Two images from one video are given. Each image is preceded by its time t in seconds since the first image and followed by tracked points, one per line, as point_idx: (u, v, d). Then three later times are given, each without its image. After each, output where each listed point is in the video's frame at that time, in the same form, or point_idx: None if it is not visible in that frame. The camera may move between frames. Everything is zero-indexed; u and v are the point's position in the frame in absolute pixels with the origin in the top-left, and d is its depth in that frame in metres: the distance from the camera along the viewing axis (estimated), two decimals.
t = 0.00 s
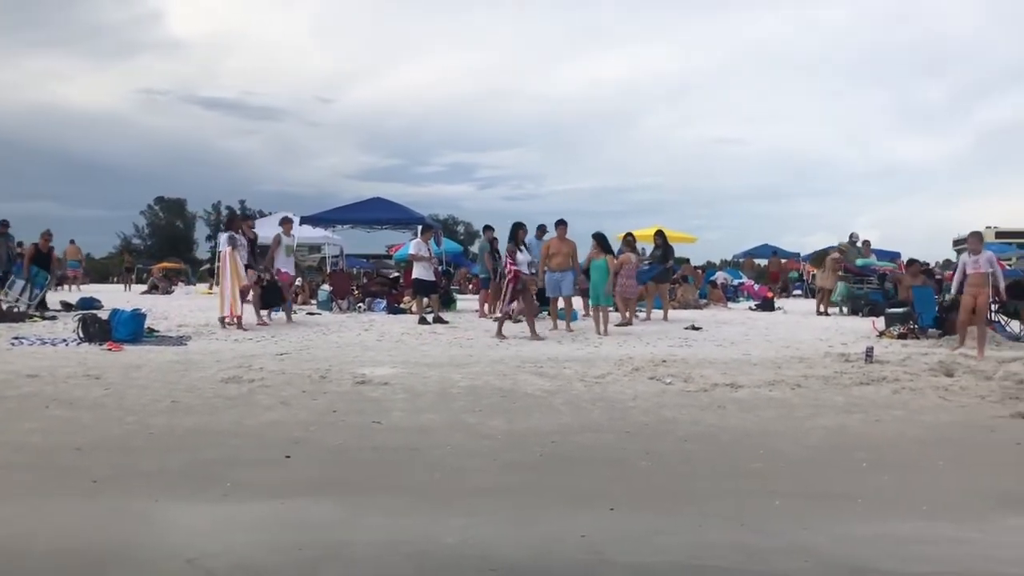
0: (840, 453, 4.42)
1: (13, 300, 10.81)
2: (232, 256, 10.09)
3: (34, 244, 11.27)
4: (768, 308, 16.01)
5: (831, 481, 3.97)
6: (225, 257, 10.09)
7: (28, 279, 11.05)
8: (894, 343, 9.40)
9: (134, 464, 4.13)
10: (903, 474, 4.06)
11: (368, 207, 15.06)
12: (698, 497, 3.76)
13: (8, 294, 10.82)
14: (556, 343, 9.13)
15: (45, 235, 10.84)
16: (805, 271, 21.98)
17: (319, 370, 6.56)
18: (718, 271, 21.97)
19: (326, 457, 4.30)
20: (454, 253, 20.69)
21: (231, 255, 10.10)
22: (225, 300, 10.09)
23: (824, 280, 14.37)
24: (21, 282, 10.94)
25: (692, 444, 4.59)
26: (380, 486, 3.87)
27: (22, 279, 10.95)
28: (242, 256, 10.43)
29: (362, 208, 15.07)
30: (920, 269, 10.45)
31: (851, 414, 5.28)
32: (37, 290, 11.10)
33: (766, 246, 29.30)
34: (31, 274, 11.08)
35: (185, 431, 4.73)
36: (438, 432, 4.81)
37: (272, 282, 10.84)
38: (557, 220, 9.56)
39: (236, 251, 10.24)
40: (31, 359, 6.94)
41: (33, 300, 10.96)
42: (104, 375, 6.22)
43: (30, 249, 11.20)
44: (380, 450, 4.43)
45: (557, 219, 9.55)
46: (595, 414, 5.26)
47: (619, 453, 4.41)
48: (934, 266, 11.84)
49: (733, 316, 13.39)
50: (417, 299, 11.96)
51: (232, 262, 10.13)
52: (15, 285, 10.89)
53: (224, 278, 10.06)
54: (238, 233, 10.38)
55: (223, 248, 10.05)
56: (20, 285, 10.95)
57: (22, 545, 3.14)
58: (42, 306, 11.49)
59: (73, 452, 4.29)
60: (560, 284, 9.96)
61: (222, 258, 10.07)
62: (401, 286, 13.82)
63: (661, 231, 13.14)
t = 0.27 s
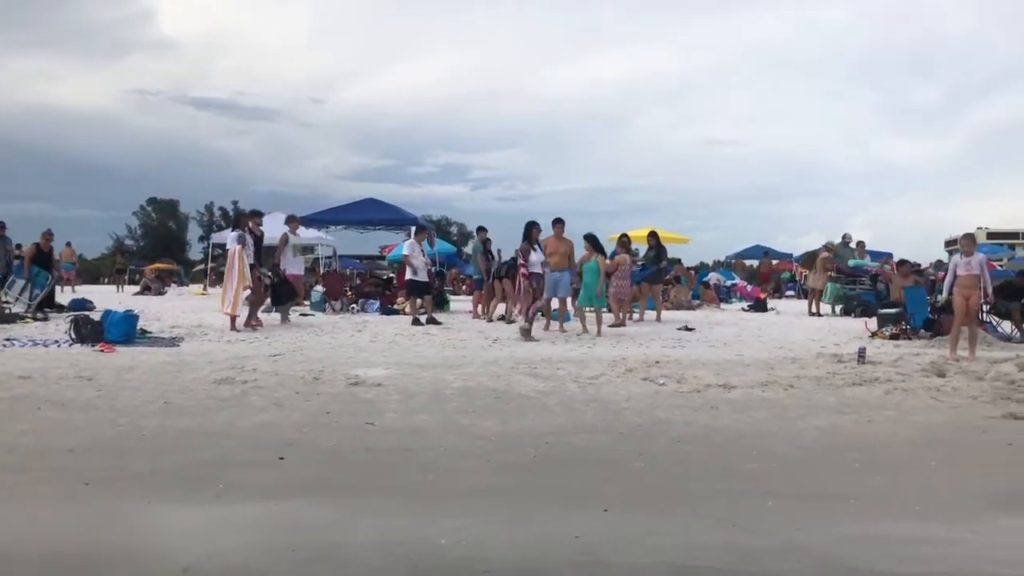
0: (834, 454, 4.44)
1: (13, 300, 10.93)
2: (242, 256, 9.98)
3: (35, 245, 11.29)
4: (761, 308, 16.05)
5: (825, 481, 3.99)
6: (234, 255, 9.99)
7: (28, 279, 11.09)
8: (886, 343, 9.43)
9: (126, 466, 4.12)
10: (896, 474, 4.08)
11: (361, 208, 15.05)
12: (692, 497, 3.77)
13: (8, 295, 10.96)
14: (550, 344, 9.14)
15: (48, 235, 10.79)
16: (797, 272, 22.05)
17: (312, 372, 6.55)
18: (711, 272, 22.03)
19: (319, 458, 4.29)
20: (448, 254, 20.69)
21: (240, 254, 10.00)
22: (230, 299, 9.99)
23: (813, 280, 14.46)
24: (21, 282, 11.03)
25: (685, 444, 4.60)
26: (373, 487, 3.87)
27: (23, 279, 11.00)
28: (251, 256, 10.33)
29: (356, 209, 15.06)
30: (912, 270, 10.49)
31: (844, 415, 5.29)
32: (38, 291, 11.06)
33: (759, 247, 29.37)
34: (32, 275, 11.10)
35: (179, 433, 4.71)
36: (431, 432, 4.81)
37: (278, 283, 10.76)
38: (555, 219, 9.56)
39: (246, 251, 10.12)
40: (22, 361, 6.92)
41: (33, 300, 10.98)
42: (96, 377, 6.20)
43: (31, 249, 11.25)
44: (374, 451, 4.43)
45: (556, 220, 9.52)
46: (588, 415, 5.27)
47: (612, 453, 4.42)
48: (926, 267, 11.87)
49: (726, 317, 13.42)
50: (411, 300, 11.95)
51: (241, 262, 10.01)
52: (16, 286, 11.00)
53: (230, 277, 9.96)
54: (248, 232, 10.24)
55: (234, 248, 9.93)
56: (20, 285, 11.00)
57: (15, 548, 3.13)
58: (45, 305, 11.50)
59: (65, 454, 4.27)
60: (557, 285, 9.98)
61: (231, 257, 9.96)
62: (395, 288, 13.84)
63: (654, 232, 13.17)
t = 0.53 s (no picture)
0: (829, 454, 4.44)
1: (16, 301, 10.83)
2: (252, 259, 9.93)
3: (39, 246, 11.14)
4: (754, 309, 16.08)
5: (820, 481, 3.99)
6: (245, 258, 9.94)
7: (32, 281, 10.93)
8: (879, 344, 9.45)
9: (119, 467, 4.10)
10: (890, 474, 4.09)
11: (355, 208, 15.04)
12: (686, 497, 3.77)
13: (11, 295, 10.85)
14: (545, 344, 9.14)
15: (52, 236, 10.63)
16: (790, 273, 22.12)
17: (306, 373, 6.53)
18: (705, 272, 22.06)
19: (312, 459, 4.28)
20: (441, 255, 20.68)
21: (251, 257, 9.95)
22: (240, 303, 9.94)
23: (805, 280, 14.46)
24: (24, 283, 10.90)
25: (680, 445, 4.60)
26: (368, 488, 3.86)
27: (25, 280, 10.85)
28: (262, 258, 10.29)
29: (349, 209, 15.04)
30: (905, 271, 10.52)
31: (838, 416, 5.29)
32: (41, 292, 10.94)
33: (752, 249, 29.41)
34: (36, 275, 10.96)
35: (172, 434, 4.69)
36: (425, 433, 4.81)
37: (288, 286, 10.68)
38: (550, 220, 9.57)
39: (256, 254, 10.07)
40: (15, 361, 6.88)
41: (35, 301, 10.85)
42: (89, 378, 6.17)
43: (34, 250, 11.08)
44: (368, 452, 4.42)
45: (550, 220, 9.49)
46: (583, 415, 5.26)
47: (607, 454, 4.42)
48: (919, 267, 11.90)
49: (720, 317, 13.43)
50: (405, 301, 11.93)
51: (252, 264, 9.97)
52: (19, 287, 10.88)
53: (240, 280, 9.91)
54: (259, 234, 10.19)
55: (244, 250, 9.89)
56: (23, 286, 10.87)
57: (7, 550, 3.11)
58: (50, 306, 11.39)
59: (58, 455, 4.25)
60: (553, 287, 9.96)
61: (242, 260, 9.92)
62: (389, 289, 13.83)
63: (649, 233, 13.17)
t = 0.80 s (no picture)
0: (822, 454, 4.46)
1: (22, 302, 10.78)
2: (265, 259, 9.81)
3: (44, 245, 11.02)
4: (749, 309, 16.12)
5: (814, 481, 4.00)
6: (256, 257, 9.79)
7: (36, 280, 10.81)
8: (873, 344, 9.48)
9: (114, 468, 4.08)
10: (884, 475, 4.10)
11: (350, 209, 15.03)
12: (681, 498, 3.78)
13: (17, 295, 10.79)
14: (540, 345, 9.15)
15: (56, 235, 10.51)
16: (785, 273, 22.18)
17: (301, 373, 6.53)
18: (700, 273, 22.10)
19: (308, 460, 4.27)
20: (437, 255, 20.69)
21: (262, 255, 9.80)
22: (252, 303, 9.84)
23: (801, 281, 14.38)
24: (29, 283, 10.81)
25: (675, 445, 4.61)
26: (363, 488, 3.86)
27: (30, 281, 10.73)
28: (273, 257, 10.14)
29: (344, 210, 15.04)
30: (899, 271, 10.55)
31: (832, 416, 5.31)
32: (47, 290, 10.84)
33: (747, 249, 29.45)
34: (39, 274, 10.84)
35: (167, 435, 4.69)
36: (420, 434, 4.81)
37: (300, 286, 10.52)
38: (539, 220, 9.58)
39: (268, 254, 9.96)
40: (9, 362, 6.87)
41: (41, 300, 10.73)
42: (84, 379, 6.15)
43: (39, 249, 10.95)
44: (363, 453, 4.41)
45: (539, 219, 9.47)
46: (578, 416, 5.27)
47: (602, 454, 4.42)
48: (913, 268, 11.95)
49: (714, 317, 13.45)
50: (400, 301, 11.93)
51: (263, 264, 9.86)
52: (24, 287, 10.81)
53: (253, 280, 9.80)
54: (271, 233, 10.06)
55: (257, 250, 9.77)
56: (28, 286, 10.78)
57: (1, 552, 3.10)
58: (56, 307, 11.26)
59: (52, 456, 4.24)
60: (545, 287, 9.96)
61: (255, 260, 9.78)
62: (384, 289, 13.83)
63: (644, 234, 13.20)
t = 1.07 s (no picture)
0: (818, 455, 4.46)
1: (25, 306, 10.71)
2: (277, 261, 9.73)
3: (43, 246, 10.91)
4: (744, 310, 16.15)
5: (809, 482, 4.01)
6: (269, 260, 9.70)
7: (39, 284, 10.72)
8: (868, 345, 9.50)
9: (108, 470, 4.07)
10: (879, 475, 4.11)
11: (345, 210, 15.03)
12: (677, 499, 3.78)
13: (20, 299, 10.68)
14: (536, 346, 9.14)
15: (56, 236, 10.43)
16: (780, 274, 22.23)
17: (296, 374, 6.52)
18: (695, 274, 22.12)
19: (303, 461, 4.27)
20: (432, 256, 20.71)
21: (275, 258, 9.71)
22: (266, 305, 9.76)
23: (793, 281, 14.53)
24: (32, 287, 10.72)
25: (671, 446, 4.61)
26: (358, 490, 3.86)
27: (33, 285, 10.64)
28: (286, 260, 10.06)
29: (339, 211, 15.03)
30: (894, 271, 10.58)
31: (827, 416, 5.31)
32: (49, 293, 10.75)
33: (742, 250, 29.49)
34: (42, 278, 10.74)
35: (162, 436, 4.67)
36: (415, 435, 4.80)
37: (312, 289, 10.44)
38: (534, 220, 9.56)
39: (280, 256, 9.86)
40: (3, 364, 6.84)
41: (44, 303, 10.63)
42: (78, 380, 6.12)
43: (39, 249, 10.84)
44: (358, 454, 4.40)
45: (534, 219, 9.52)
46: (574, 417, 5.26)
47: (598, 455, 4.42)
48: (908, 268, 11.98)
49: (710, 318, 13.47)
50: (395, 302, 11.93)
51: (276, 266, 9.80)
52: (27, 291, 10.71)
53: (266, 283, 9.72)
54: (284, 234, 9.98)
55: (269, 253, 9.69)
56: (31, 290, 10.70)
57: None
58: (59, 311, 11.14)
59: (47, 458, 4.22)
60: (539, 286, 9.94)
61: (268, 262, 9.71)
62: (379, 290, 13.81)
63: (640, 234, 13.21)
